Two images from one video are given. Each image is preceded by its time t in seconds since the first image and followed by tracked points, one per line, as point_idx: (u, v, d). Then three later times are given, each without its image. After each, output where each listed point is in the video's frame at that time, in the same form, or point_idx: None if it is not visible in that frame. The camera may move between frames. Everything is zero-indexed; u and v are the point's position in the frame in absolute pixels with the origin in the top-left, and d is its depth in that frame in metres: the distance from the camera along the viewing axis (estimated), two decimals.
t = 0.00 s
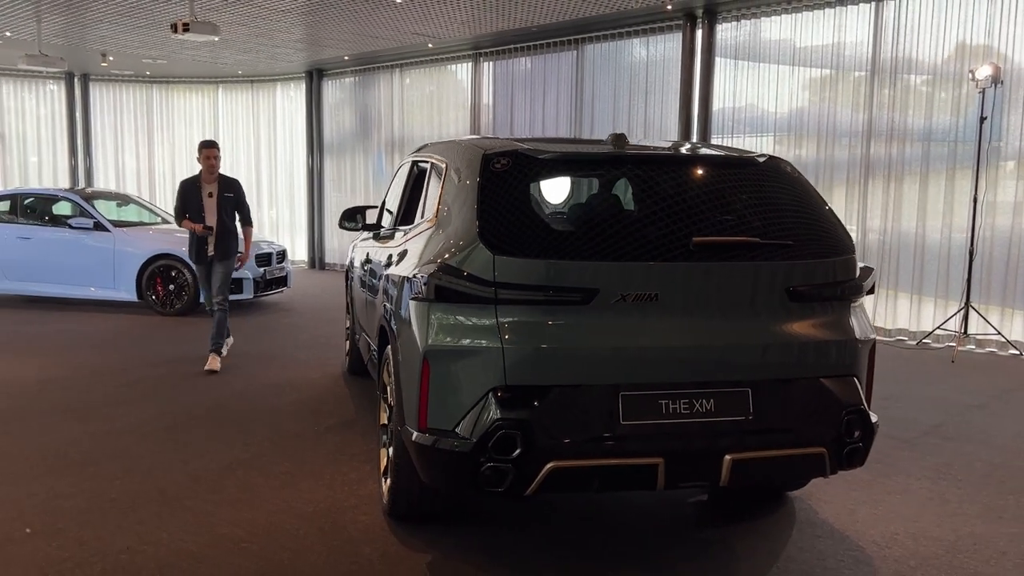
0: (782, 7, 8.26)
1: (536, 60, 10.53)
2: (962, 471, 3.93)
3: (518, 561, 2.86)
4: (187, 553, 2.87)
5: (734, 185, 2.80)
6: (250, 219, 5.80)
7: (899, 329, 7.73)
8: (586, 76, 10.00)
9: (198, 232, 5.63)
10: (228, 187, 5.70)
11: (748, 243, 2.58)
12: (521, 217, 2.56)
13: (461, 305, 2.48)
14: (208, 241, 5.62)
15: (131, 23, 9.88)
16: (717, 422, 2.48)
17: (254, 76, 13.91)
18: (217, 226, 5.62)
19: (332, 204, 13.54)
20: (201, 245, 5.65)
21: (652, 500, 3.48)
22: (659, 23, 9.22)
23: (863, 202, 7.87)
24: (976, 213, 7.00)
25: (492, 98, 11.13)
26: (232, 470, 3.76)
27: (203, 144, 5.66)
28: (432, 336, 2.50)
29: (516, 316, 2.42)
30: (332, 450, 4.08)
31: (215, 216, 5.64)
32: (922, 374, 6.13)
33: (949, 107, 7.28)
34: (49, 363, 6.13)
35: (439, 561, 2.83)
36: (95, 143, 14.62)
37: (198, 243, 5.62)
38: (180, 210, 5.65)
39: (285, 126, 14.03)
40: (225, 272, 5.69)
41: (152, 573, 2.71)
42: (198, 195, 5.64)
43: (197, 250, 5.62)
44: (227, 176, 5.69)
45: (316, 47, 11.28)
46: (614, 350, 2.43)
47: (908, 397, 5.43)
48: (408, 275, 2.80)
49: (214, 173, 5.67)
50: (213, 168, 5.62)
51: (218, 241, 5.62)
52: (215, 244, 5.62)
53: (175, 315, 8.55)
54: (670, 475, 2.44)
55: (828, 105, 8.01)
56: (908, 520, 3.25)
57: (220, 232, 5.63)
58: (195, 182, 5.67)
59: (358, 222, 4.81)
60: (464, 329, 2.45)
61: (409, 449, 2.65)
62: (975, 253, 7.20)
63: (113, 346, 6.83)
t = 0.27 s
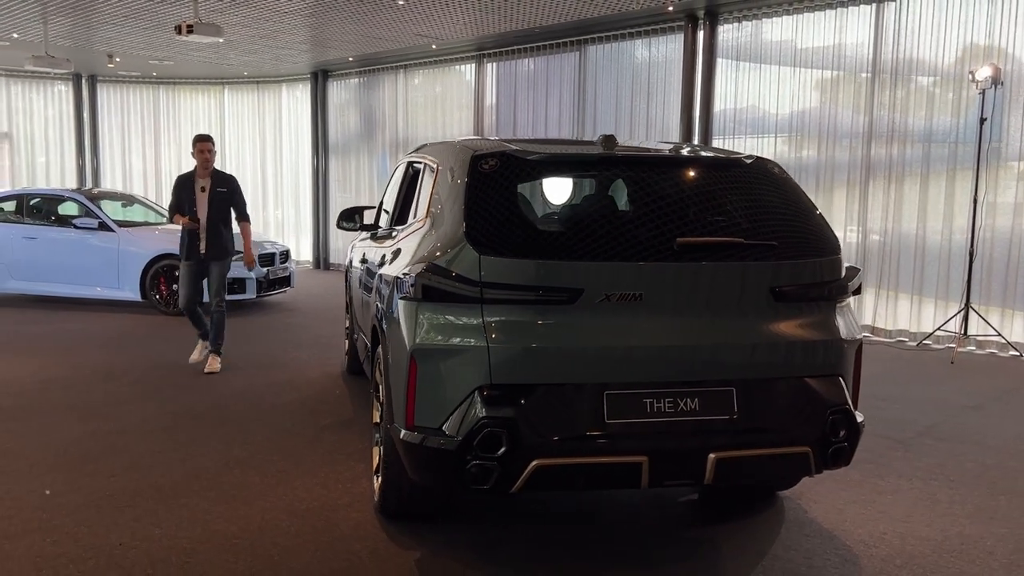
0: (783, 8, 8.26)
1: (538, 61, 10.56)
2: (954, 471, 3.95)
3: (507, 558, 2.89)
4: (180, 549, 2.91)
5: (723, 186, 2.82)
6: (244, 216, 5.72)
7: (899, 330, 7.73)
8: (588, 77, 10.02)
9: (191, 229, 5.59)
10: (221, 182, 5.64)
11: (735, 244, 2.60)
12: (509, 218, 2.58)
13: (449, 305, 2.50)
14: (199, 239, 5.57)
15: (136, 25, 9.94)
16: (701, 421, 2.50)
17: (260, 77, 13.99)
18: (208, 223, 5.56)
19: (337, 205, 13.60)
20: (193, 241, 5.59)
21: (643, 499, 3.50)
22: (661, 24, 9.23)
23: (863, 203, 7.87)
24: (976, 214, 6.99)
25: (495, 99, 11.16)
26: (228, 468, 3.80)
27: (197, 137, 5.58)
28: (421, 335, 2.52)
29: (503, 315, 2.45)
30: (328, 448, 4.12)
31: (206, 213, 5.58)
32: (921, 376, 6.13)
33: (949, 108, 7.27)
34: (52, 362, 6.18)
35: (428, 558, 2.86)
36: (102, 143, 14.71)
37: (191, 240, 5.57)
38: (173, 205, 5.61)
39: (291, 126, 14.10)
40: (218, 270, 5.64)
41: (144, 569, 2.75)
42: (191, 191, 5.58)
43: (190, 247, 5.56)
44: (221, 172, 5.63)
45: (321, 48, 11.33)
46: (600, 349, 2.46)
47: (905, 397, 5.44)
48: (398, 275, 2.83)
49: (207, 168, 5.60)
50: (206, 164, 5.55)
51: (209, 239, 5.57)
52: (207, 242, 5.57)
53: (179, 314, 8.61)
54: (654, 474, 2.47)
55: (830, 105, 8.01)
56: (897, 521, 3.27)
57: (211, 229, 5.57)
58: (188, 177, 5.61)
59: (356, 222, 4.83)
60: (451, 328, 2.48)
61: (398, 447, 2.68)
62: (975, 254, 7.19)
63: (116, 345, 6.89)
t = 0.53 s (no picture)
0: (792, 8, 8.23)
1: (547, 61, 10.56)
2: (960, 472, 3.94)
3: (509, 557, 2.91)
4: (184, 546, 2.94)
5: (727, 187, 2.82)
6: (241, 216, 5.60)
7: (908, 331, 7.69)
8: (597, 77, 10.01)
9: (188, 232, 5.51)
10: (217, 182, 5.56)
11: (738, 244, 2.60)
12: (511, 218, 2.59)
13: (450, 305, 2.52)
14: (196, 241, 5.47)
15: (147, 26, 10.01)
16: (701, 421, 2.51)
17: (270, 77, 14.05)
18: (204, 224, 5.47)
19: (347, 205, 13.65)
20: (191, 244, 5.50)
21: (646, 499, 3.51)
22: (670, 24, 9.22)
23: (873, 203, 7.84)
24: (986, 214, 6.95)
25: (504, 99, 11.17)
26: (234, 466, 3.83)
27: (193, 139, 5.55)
28: (423, 335, 2.53)
29: (505, 316, 2.46)
30: (334, 447, 4.14)
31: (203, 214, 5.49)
32: (929, 377, 6.10)
33: (959, 108, 7.23)
34: (63, 360, 6.24)
35: (430, 556, 2.88)
36: (114, 143, 14.80)
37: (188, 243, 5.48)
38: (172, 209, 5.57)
39: (301, 126, 14.16)
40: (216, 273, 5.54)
41: (149, 565, 2.78)
42: (188, 193, 5.53)
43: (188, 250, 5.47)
44: (216, 172, 5.56)
45: (331, 48, 11.37)
46: (600, 349, 2.46)
47: (913, 398, 5.41)
48: (400, 275, 2.84)
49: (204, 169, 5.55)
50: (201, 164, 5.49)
51: (206, 240, 5.47)
52: (204, 243, 5.47)
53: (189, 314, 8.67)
54: (654, 474, 2.47)
55: (839, 105, 7.97)
56: (900, 522, 3.27)
57: (207, 230, 5.47)
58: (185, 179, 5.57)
59: (363, 222, 4.85)
60: (452, 328, 2.49)
61: (400, 446, 2.69)
62: (985, 254, 7.15)
63: (126, 344, 6.94)
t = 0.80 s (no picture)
0: (804, 4, 8.18)
1: (558, 58, 10.54)
2: (972, 472, 3.91)
3: (516, 555, 2.91)
4: (193, 542, 2.96)
5: (736, 184, 2.81)
6: (234, 217, 5.21)
7: (920, 329, 7.65)
8: (608, 74, 9.99)
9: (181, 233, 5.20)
10: (209, 181, 5.17)
11: (747, 243, 2.59)
12: (519, 217, 2.59)
13: (458, 303, 2.52)
14: (188, 243, 5.16)
15: (159, 24, 10.05)
16: (709, 421, 2.50)
17: (282, 75, 14.10)
18: (196, 226, 5.14)
19: (358, 202, 13.69)
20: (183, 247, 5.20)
21: (654, 498, 3.50)
22: (682, 21, 9.19)
23: (885, 201, 7.78)
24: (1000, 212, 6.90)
25: (515, 96, 11.16)
26: (243, 462, 3.85)
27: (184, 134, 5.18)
28: (430, 333, 2.54)
29: (512, 314, 2.46)
30: (342, 444, 4.15)
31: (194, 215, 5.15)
32: (942, 375, 6.06)
33: (973, 105, 7.17)
34: (75, 357, 6.28)
35: (437, 553, 2.89)
36: (127, 141, 14.89)
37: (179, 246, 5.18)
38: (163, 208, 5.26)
39: (312, 124, 14.20)
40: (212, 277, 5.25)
41: (157, 561, 2.80)
42: (178, 192, 5.18)
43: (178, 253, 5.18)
44: (207, 169, 5.16)
45: (342, 46, 11.39)
46: (608, 347, 2.46)
47: (925, 398, 5.38)
48: (409, 273, 2.84)
49: (193, 166, 5.16)
50: (190, 161, 5.11)
51: (198, 242, 5.15)
52: (196, 246, 5.15)
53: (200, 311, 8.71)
54: (661, 473, 2.47)
55: (851, 102, 7.92)
56: (910, 523, 3.25)
57: (199, 232, 5.14)
58: (176, 177, 5.22)
59: (372, 219, 4.83)
60: (460, 326, 2.49)
61: (408, 443, 2.69)
62: (999, 252, 7.09)
63: (138, 341, 6.98)
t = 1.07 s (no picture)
0: None
1: (566, 54, 10.53)
2: (980, 469, 3.89)
3: (521, 550, 2.91)
4: (199, 536, 2.97)
5: (743, 179, 2.79)
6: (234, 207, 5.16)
7: (930, 326, 7.61)
8: (616, 70, 9.97)
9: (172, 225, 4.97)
10: (206, 171, 5.09)
11: (754, 238, 2.57)
12: (524, 212, 2.58)
13: (463, 298, 2.51)
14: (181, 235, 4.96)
15: (168, 20, 10.08)
16: (715, 417, 2.49)
17: (291, 71, 14.12)
18: (191, 217, 4.96)
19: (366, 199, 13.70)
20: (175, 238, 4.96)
21: (659, 494, 3.50)
22: (690, 16, 9.15)
23: (895, 197, 7.74)
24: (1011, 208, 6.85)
25: (523, 93, 11.15)
26: (249, 457, 3.87)
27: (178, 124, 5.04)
28: (435, 329, 2.53)
29: (517, 309, 2.46)
30: (349, 439, 4.16)
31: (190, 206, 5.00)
32: (951, 373, 6.02)
33: (984, 101, 7.12)
34: (84, 352, 6.31)
35: (442, 548, 2.89)
36: (137, 137, 14.94)
37: (172, 236, 4.94)
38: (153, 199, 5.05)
39: (321, 120, 14.22)
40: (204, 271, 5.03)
41: (163, 556, 2.81)
42: (171, 182, 5.02)
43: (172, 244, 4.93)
44: (204, 159, 5.08)
45: (351, 42, 11.39)
46: (613, 343, 2.45)
47: (934, 394, 5.34)
48: (413, 268, 2.84)
49: (189, 156, 5.04)
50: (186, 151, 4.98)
51: (193, 234, 4.96)
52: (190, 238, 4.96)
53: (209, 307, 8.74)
54: (666, 468, 2.46)
55: (861, 97, 7.87)
56: (917, 520, 3.24)
57: (194, 223, 4.96)
58: (169, 167, 5.06)
59: (380, 215, 4.83)
60: (464, 321, 2.49)
61: (412, 438, 2.69)
62: (1009, 248, 7.04)
63: (147, 336, 7.01)
